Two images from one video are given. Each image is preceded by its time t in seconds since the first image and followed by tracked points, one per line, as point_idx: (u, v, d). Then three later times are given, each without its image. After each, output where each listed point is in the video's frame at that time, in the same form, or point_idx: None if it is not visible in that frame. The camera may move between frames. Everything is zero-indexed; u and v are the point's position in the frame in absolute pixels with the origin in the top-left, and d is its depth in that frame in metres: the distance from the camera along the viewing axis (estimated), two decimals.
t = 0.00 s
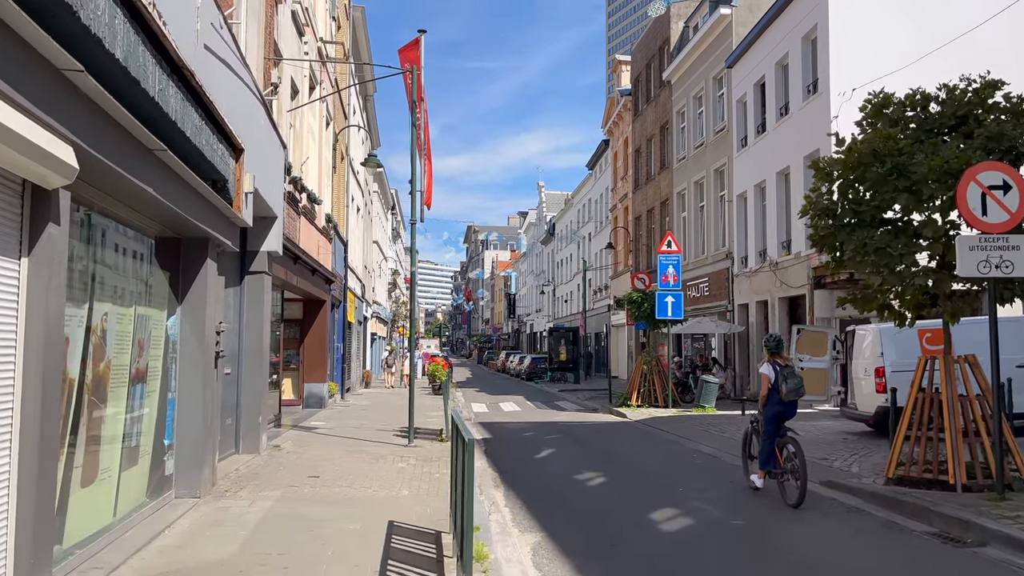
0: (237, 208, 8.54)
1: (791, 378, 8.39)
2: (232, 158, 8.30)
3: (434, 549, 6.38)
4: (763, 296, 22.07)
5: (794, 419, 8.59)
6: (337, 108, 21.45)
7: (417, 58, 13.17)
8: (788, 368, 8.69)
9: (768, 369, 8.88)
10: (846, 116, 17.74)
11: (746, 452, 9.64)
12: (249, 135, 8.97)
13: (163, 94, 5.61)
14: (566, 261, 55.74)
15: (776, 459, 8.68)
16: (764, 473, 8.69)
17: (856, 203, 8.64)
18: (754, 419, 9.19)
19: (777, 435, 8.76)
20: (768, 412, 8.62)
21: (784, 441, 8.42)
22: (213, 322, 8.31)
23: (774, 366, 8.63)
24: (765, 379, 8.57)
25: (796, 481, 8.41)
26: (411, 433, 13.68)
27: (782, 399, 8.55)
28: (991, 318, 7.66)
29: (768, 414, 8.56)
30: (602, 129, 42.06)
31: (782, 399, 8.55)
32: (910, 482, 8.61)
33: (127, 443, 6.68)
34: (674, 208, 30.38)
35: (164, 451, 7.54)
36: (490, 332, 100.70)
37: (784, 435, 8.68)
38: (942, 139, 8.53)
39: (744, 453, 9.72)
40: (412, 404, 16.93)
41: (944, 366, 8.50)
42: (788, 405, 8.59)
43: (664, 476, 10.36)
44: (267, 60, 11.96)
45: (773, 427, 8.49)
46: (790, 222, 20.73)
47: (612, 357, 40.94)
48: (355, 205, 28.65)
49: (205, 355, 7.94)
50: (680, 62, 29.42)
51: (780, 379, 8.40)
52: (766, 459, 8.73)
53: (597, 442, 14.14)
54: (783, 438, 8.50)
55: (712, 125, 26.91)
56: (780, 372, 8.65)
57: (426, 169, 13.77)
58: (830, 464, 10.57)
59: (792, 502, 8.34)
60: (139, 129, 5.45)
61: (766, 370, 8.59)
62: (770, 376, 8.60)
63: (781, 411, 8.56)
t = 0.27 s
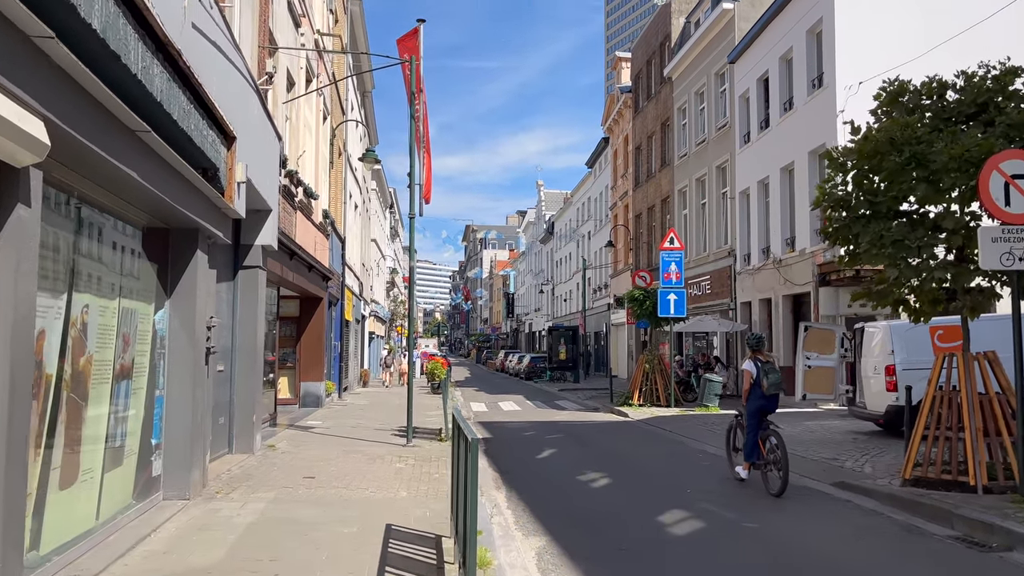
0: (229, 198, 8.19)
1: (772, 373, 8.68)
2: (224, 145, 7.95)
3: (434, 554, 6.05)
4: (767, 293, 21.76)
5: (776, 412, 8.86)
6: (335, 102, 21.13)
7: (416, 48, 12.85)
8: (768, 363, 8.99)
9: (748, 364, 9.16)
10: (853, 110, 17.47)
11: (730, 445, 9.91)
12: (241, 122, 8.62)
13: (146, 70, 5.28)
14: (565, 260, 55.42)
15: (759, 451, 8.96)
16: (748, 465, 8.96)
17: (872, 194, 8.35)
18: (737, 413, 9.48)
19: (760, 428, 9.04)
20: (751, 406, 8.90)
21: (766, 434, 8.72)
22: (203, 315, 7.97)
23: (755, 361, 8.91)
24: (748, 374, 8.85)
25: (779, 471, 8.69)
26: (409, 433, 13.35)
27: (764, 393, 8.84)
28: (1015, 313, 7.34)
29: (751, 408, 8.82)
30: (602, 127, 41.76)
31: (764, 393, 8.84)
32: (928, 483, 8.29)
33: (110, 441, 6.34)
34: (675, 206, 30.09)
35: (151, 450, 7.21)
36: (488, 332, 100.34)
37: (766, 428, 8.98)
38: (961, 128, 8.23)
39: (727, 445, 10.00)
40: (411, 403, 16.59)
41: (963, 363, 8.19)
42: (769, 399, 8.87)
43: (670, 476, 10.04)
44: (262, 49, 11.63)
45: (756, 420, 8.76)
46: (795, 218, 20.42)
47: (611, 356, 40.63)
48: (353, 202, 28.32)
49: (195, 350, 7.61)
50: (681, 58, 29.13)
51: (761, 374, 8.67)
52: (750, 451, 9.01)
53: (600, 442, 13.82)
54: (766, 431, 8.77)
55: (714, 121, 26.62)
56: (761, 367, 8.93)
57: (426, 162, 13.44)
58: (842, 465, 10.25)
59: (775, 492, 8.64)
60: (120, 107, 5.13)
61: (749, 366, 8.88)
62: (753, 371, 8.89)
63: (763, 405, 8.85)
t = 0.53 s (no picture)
0: (217, 193, 7.80)
1: (755, 373, 9.11)
2: (211, 137, 7.57)
3: (432, 571, 5.69)
4: (770, 292, 21.42)
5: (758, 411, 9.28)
6: (330, 97, 20.77)
7: (413, 39, 12.48)
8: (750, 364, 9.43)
9: (730, 366, 9.62)
10: (858, 106, 17.16)
11: (711, 444, 10.28)
12: (229, 114, 8.23)
13: (121, 51, 4.93)
14: (563, 259, 55.10)
15: (742, 449, 9.37)
16: (731, 462, 9.38)
17: (889, 189, 7.99)
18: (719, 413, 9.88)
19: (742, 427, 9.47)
20: (735, 405, 9.29)
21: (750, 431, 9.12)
22: (189, 316, 7.61)
23: (738, 362, 9.35)
24: (732, 374, 9.27)
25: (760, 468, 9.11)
26: (406, 436, 12.99)
27: (746, 393, 9.26)
28: None
29: (735, 408, 9.23)
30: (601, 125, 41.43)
31: (748, 392, 9.25)
32: (947, 491, 7.94)
33: (87, 449, 5.97)
34: (675, 204, 29.76)
35: (133, 457, 6.86)
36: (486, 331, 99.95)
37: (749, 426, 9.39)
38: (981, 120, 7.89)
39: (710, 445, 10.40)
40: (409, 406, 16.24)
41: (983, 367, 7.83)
42: (751, 399, 9.32)
43: (677, 483, 9.70)
44: (254, 39, 11.26)
45: (739, 419, 9.20)
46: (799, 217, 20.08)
47: (610, 356, 40.29)
48: (349, 200, 27.93)
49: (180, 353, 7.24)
50: (681, 54, 28.83)
51: (743, 374, 9.12)
52: (733, 449, 9.41)
53: (601, 445, 13.48)
54: (748, 428, 9.19)
55: (714, 118, 26.30)
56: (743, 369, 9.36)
57: (423, 157, 13.09)
58: (853, 470, 9.91)
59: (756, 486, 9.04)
60: (93, 91, 4.77)
61: (733, 366, 9.30)
62: (737, 371, 9.30)
63: (746, 404, 9.26)
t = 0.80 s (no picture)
0: (207, 180, 7.41)
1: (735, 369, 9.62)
2: (199, 122, 7.18)
3: None
4: (772, 289, 21.13)
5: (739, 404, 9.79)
6: (325, 90, 20.41)
7: (411, 27, 12.14)
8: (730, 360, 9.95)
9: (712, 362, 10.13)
10: (863, 100, 16.90)
11: (694, 437, 10.77)
12: (219, 98, 7.85)
13: (99, 22, 4.57)
14: (560, 256, 54.80)
15: (724, 441, 9.87)
16: (714, 453, 9.87)
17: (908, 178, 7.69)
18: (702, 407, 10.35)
19: (724, 420, 9.97)
20: (717, 399, 9.79)
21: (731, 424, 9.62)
22: (177, 311, 7.25)
23: (720, 359, 9.84)
24: (715, 370, 9.76)
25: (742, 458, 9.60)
26: (403, 435, 12.65)
27: (728, 387, 9.75)
28: None
29: (718, 401, 9.73)
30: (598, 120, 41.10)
31: (729, 387, 9.75)
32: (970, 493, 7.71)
33: (65, 450, 5.61)
34: (674, 200, 29.45)
35: (116, 458, 6.51)
36: (482, 329, 99.61)
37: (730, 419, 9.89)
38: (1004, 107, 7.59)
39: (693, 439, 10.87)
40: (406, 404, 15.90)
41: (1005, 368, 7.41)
42: (732, 393, 9.84)
43: (684, 484, 9.38)
44: (246, 25, 10.90)
45: (721, 412, 9.70)
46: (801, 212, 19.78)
47: (607, 353, 40.01)
48: (344, 195, 27.55)
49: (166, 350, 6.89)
50: (680, 48, 28.51)
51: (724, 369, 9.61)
52: (716, 441, 9.91)
53: (603, 444, 13.16)
54: (730, 421, 9.70)
55: (715, 113, 25.99)
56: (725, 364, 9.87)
57: (420, 149, 12.75)
58: (866, 470, 9.61)
59: (738, 475, 9.53)
60: (67, 64, 4.41)
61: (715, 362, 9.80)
62: (719, 367, 9.80)
63: (727, 398, 9.76)
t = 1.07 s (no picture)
0: (195, 173, 7.06)
1: (716, 368, 10.02)
2: (186, 111, 6.83)
3: None
4: (772, 286, 20.86)
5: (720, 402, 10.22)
6: (319, 83, 20.04)
7: (407, 16, 11.79)
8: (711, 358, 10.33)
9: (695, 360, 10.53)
10: (867, 94, 16.61)
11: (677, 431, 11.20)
12: (209, 89, 7.52)
13: None
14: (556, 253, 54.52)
15: (705, 436, 10.31)
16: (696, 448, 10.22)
17: (926, 172, 7.39)
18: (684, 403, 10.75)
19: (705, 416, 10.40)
20: (699, 396, 10.21)
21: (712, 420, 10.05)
22: (164, 309, 6.90)
23: (702, 358, 10.24)
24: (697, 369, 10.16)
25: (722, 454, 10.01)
26: (399, 436, 12.32)
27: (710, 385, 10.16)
28: None
29: (699, 399, 10.15)
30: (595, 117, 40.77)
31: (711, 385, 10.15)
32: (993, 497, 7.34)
33: (43, 458, 5.26)
34: (672, 197, 29.17)
35: (99, 465, 6.18)
36: (476, 326, 99.27)
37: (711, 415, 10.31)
38: None
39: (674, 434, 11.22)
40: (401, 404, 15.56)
41: None
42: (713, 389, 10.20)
43: (691, 488, 9.08)
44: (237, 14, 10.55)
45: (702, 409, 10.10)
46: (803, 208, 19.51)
47: (603, 351, 39.75)
48: (338, 191, 27.18)
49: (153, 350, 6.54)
50: (678, 44, 28.21)
51: (706, 368, 9.98)
52: (696, 436, 10.34)
53: (604, 446, 12.85)
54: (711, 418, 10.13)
55: (713, 108, 25.70)
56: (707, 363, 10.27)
57: (417, 142, 12.42)
58: (877, 474, 9.33)
59: (717, 470, 9.96)
60: (40, 43, 4.06)
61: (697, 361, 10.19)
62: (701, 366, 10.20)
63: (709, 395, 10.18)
